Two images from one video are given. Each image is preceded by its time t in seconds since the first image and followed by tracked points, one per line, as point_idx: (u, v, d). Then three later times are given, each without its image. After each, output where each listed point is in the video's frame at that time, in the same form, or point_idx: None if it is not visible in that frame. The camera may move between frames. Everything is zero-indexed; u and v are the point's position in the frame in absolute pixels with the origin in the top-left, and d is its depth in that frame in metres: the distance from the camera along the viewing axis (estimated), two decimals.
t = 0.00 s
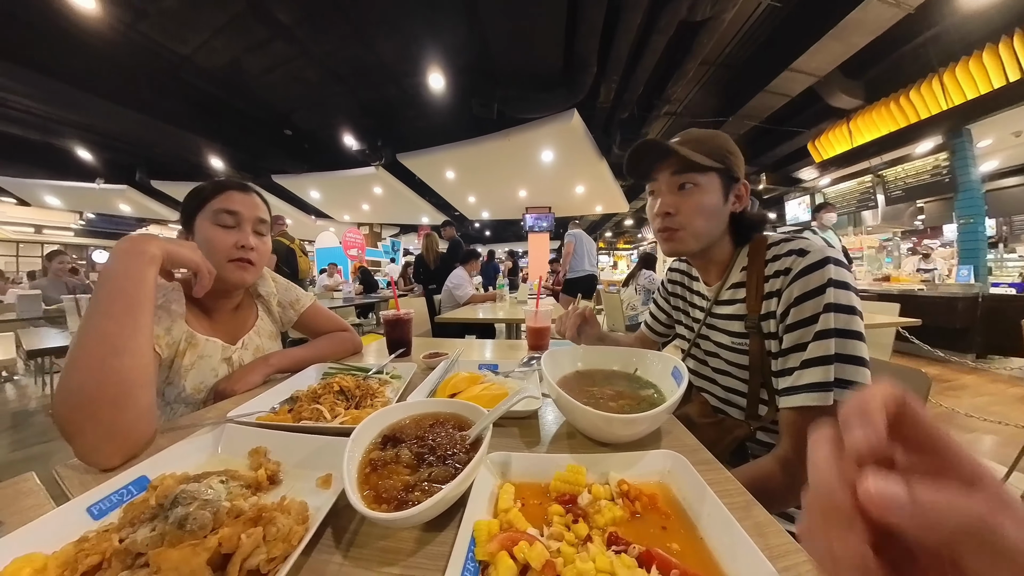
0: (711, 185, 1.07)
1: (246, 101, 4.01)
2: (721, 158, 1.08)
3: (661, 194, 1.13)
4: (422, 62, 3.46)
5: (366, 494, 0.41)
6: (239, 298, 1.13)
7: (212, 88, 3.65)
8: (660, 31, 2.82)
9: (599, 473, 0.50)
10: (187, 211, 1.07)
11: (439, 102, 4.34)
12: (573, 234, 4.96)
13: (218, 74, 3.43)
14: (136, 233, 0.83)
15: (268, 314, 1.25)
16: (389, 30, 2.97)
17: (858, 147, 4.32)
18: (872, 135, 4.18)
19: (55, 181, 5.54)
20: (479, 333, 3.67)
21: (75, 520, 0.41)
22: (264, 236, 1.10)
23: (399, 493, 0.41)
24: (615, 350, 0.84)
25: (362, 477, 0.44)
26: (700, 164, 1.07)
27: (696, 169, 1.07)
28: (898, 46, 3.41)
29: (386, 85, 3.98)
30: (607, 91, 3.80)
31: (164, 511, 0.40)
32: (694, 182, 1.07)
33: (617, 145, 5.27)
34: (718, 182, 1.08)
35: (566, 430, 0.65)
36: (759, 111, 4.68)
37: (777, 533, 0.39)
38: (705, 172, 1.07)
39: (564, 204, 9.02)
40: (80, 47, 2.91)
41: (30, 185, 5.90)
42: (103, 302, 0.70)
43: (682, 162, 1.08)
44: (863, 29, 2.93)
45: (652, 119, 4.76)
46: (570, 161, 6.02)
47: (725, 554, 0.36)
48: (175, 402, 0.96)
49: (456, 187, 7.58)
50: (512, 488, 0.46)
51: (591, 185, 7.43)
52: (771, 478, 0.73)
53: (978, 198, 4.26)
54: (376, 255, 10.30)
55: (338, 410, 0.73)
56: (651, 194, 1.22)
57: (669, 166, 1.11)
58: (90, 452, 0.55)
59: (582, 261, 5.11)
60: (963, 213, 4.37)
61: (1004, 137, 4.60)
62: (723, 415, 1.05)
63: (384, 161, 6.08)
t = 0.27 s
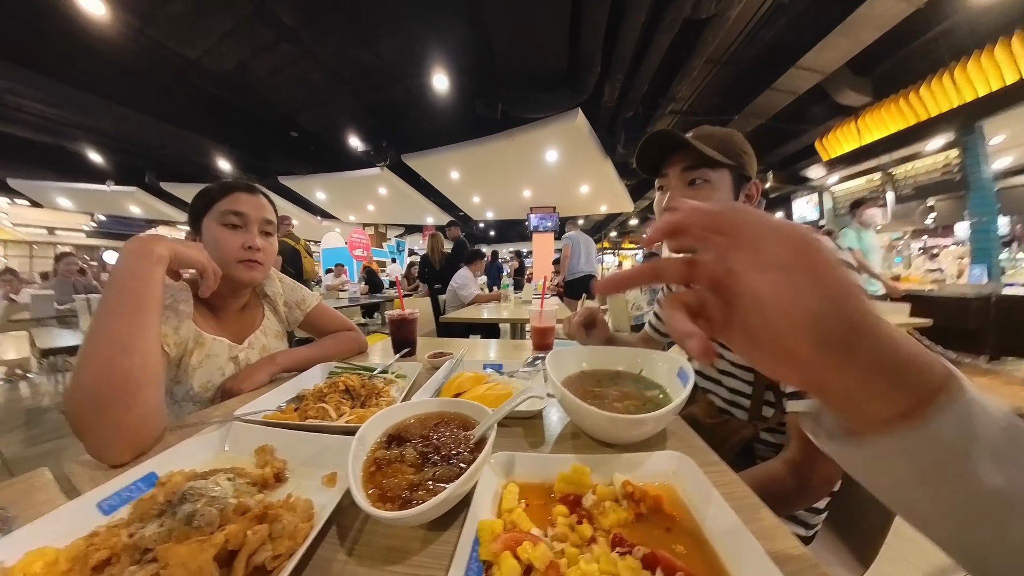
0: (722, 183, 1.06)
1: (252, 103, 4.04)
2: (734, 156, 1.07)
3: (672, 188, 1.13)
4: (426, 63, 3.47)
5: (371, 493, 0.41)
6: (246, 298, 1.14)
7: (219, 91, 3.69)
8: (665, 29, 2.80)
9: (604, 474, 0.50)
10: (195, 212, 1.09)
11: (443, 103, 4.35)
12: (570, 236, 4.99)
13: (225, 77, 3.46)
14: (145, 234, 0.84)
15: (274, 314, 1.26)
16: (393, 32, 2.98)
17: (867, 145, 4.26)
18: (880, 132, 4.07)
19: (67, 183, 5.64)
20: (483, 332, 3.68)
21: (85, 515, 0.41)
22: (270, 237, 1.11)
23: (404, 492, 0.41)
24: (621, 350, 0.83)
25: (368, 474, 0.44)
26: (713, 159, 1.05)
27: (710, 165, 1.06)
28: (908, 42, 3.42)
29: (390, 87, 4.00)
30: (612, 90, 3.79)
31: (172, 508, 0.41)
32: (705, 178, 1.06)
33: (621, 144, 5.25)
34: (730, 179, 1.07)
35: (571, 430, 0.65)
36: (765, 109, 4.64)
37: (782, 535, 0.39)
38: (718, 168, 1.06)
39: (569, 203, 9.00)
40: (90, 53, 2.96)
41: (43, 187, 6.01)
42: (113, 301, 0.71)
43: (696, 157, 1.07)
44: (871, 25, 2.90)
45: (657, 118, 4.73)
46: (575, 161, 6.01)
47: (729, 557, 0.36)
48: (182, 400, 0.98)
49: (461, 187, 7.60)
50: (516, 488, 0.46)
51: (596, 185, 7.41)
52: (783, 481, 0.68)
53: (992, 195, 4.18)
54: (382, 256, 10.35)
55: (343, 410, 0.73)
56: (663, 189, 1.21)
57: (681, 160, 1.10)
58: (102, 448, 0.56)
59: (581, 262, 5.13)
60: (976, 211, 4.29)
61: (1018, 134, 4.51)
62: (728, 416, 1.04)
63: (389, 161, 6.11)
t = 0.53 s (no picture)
0: (713, 188, 1.05)
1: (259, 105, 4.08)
2: (723, 159, 1.06)
3: (665, 198, 1.14)
4: (430, 64, 3.48)
5: (374, 491, 0.42)
6: (252, 300, 1.16)
7: (226, 94, 3.74)
8: (669, 27, 2.79)
9: (603, 476, 0.50)
10: (202, 214, 1.11)
11: (447, 103, 4.37)
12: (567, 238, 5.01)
13: (232, 80, 3.50)
14: (160, 234, 0.85)
15: (280, 314, 1.28)
16: (397, 33, 3.00)
17: (876, 143, 4.20)
18: (888, 129, 4.01)
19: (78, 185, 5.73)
20: (487, 332, 3.68)
21: (97, 509, 0.42)
22: (275, 240, 1.13)
23: (404, 491, 0.42)
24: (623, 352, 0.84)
25: (370, 473, 0.45)
26: (700, 168, 1.05)
27: (699, 172, 1.05)
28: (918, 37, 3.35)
29: (395, 88, 4.02)
30: (616, 89, 3.77)
31: (181, 503, 0.42)
32: (696, 186, 1.06)
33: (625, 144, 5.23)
34: (723, 183, 1.06)
35: (572, 432, 0.66)
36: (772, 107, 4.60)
37: (780, 540, 0.39)
38: (708, 174, 1.05)
39: (573, 203, 8.99)
40: (101, 57, 3.01)
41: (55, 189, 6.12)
42: (126, 301, 0.73)
43: (684, 166, 1.07)
44: (880, 19, 2.85)
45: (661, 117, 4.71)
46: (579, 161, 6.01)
47: (726, 560, 0.36)
48: (191, 399, 0.99)
49: (465, 188, 7.63)
50: (516, 488, 0.47)
51: (600, 185, 7.39)
52: (785, 485, 0.69)
53: (1003, 195, 4.12)
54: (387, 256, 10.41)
55: (348, 409, 0.74)
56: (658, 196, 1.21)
57: (671, 170, 1.10)
58: (114, 446, 0.58)
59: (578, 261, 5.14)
60: (987, 211, 4.22)
61: None
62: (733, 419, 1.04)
63: (394, 162, 6.14)
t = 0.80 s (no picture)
0: (715, 189, 1.04)
1: (266, 108, 4.12)
2: (723, 160, 1.05)
3: (667, 200, 1.14)
4: (434, 65, 3.49)
5: (377, 490, 0.43)
6: (259, 300, 1.18)
7: (233, 97, 3.78)
8: (674, 25, 2.77)
9: (605, 478, 0.50)
10: (212, 216, 1.12)
11: (451, 104, 4.38)
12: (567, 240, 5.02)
13: (239, 83, 3.54)
14: (171, 236, 0.87)
15: (286, 315, 1.29)
16: (401, 35, 3.01)
17: (885, 141, 4.14)
18: (901, 128, 3.97)
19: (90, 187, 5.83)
20: (492, 332, 3.69)
21: (106, 505, 0.43)
22: (283, 241, 1.15)
23: (407, 490, 0.42)
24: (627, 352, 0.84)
25: (374, 472, 0.46)
26: (701, 169, 1.04)
27: (699, 174, 1.04)
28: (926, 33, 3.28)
29: (399, 89, 4.04)
30: (620, 88, 3.75)
31: (188, 499, 0.42)
32: (697, 188, 1.05)
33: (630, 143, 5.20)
34: (724, 183, 1.05)
35: (575, 433, 0.66)
36: (778, 105, 4.55)
37: (784, 544, 0.39)
38: (709, 175, 1.04)
39: (578, 203, 8.97)
40: (112, 62, 3.06)
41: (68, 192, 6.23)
42: (137, 301, 0.74)
43: (685, 168, 1.06)
44: (889, 14, 2.80)
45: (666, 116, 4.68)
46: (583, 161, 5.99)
47: (727, 563, 0.36)
48: (198, 397, 1.01)
49: (470, 188, 7.64)
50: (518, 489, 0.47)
51: (605, 184, 7.37)
52: (793, 487, 0.67)
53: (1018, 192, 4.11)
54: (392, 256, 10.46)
55: (352, 408, 0.75)
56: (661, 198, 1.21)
57: (672, 173, 1.09)
58: (124, 443, 0.59)
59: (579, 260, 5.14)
60: (1002, 210, 4.24)
61: None
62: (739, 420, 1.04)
63: (399, 163, 6.17)
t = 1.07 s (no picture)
0: (720, 188, 1.04)
1: (272, 110, 4.17)
2: (727, 158, 1.04)
3: (672, 201, 1.13)
4: (438, 66, 3.50)
5: (381, 490, 0.43)
6: (266, 299, 1.19)
7: (240, 100, 3.82)
8: (678, 23, 2.75)
9: (609, 479, 0.50)
10: (218, 216, 1.13)
11: (455, 104, 4.39)
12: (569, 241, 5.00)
13: (246, 86, 3.58)
14: (177, 237, 0.88)
15: (293, 314, 1.31)
16: (404, 36, 3.02)
17: (895, 138, 4.07)
18: (910, 123, 3.89)
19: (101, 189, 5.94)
20: (496, 332, 3.69)
21: (116, 500, 0.44)
22: (288, 240, 1.16)
23: (410, 489, 0.43)
24: (630, 351, 0.83)
25: (378, 471, 0.46)
26: (705, 168, 1.03)
27: (703, 174, 1.04)
28: (936, 28, 3.24)
29: (404, 90, 4.06)
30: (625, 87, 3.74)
31: (195, 496, 0.43)
32: (702, 187, 1.04)
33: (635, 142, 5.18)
34: (729, 182, 1.05)
35: (579, 434, 0.65)
36: (786, 103, 4.50)
37: (793, 550, 0.38)
38: (713, 175, 1.04)
39: (583, 202, 8.94)
40: (122, 67, 3.11)
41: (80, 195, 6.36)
42: (145, 302, 0.75)
43: (690, 168, 1.05)
44: (898, 9, 2.76)
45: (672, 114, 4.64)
46: (588, 160, 5.97)
47: (732, 567, 0.36)
48: (206, 395, 1.02)
49: (474, 188, 7.66)
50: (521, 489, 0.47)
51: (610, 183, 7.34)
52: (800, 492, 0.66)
53: None
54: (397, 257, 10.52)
55: (357, 407, 0.75)
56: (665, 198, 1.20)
57: (676, 173, 1.08)
58: (133, 439, 0.60)
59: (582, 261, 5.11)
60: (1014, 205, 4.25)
61: None
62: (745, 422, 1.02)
63: (404, 164, 6.20)
